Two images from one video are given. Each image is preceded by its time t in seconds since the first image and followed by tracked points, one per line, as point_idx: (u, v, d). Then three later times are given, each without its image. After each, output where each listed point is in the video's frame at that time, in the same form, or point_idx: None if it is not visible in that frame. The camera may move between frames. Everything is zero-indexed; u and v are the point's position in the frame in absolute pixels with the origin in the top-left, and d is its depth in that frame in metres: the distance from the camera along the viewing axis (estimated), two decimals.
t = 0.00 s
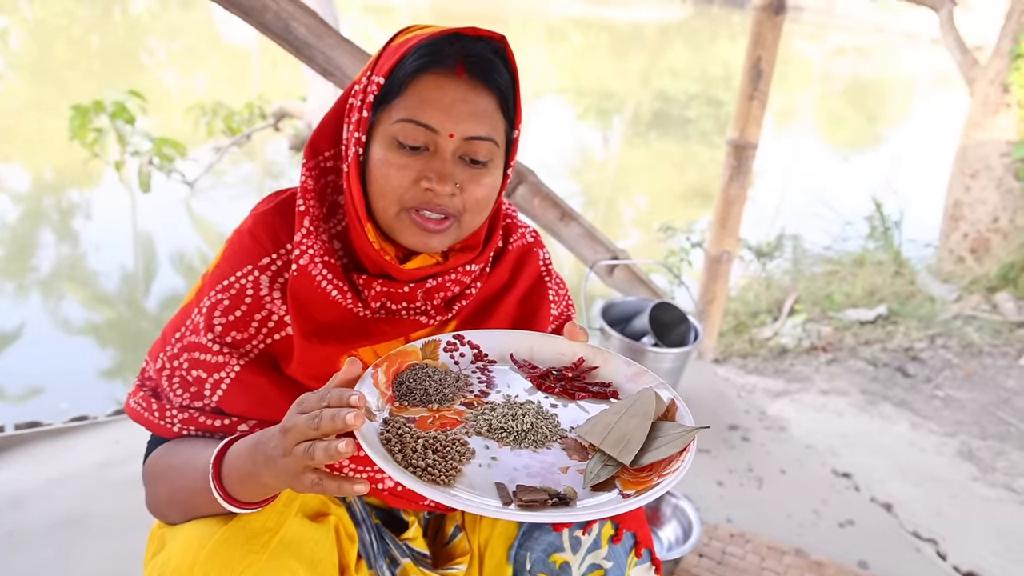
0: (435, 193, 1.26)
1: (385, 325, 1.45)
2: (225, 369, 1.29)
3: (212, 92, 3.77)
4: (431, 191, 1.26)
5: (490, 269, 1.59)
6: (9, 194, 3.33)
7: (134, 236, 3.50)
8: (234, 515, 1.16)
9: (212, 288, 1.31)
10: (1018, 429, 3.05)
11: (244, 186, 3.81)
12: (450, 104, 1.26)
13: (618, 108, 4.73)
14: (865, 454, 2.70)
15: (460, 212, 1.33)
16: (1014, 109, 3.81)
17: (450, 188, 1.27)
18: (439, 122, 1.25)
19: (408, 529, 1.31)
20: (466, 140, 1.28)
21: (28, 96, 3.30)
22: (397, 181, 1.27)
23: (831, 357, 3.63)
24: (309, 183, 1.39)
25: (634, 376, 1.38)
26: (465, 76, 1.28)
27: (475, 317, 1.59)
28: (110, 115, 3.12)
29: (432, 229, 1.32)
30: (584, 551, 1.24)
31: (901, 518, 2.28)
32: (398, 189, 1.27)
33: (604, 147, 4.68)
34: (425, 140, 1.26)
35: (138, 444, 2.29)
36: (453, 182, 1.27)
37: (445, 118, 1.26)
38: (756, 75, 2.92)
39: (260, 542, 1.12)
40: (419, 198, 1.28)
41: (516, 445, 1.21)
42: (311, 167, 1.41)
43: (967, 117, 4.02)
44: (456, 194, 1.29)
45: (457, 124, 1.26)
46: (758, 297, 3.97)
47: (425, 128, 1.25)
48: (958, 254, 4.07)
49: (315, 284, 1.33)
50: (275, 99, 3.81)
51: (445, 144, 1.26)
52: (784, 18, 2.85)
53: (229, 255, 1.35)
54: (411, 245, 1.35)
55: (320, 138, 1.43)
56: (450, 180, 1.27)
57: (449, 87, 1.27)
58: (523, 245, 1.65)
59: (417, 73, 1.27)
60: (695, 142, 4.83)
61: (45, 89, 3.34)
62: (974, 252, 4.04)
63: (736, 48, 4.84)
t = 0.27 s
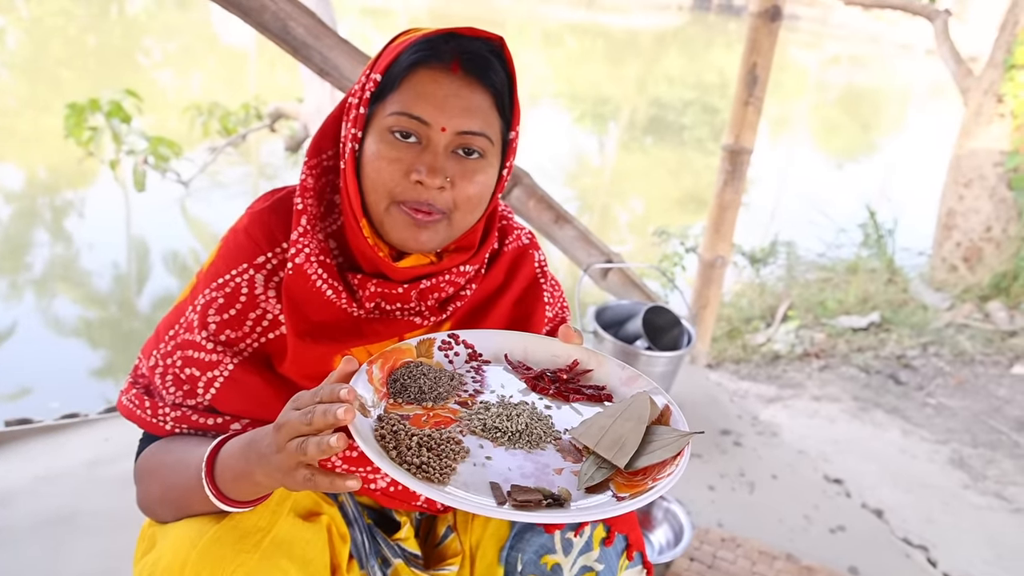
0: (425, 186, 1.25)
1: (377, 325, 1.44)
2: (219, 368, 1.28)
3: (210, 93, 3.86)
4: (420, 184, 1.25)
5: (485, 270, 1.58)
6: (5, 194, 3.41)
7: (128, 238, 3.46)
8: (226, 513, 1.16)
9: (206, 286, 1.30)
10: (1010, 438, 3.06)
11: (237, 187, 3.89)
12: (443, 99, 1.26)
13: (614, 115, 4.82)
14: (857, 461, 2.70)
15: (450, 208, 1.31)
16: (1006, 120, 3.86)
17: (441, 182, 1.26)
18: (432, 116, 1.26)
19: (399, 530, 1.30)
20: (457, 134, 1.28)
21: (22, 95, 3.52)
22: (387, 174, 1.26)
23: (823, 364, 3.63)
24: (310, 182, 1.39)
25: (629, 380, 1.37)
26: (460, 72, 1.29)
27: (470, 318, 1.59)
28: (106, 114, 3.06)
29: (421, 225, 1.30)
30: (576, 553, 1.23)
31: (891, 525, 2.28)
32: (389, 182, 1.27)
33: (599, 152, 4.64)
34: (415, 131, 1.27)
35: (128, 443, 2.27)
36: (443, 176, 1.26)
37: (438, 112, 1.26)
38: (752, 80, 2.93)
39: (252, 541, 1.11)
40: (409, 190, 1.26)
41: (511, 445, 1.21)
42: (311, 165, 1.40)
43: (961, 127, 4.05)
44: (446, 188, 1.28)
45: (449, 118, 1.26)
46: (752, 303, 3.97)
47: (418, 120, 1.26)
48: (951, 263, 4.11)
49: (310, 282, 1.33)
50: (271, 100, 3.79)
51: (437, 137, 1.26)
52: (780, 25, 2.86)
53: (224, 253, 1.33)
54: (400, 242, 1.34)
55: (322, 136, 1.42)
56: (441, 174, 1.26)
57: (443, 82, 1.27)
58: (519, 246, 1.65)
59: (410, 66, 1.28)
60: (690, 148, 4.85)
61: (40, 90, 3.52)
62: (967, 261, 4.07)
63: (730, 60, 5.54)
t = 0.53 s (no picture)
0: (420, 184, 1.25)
1: (373, 323, 1.44)
2: (213, 363, 1.27)
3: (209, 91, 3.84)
4: (415, 182, 1.25)
5: (482, 269, 1.58)
6: None
7: (124, 235, 3.46)
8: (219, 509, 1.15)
9: (202, 282, 1.30)
10: (1003, 444, 3.07)
11: (235, 187, 3.89)
12: (438, 98, 1.26)
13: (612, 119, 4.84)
14: (851, 466, 2.70)
15: (445, 206, 1.31)
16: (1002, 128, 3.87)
17: (435, 180, 1.26)
18: (426, 115, 1.25)
19: (392, 527, 1.29)
20: (453, 134, 1.27)
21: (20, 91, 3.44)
22: (382, 172, 1.26)
23: (819, 369, 3.63)
24: (308, 179, 1.38)
25: (623, 379, 1.36)
26: (456, 71, 1.28)
27: (465, 316, 1.58)
28: (103, 111, 3.07)
29: (414, 223, 1.30)
30: (568, 553, 1.23)
31: (885, 530, 2.28)
32: (384, 180, 1.26)
33: (596, 156, 4.66)
34: (408, 129, 1.26)
35: (123, 439, 2.26)
36: (437, 174, 1.26)
37: (433, 111, 1.25)
38: (750, 85, 2.93)
39: (246, 536, 1.10)
40: (404, 188, 1.26)
41: (504, 442, 1.21)
42: (308, 162, 1.40)
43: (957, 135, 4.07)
44: (441, 186, 1.28)
45: (444, 117, 1.26)
46: (748, 308, 3.98)
47: (412, 119, 1.25)
48: (946, 270, 4.12)
49: (305, 280, 1.32)
50: (269, 99, 3.79)
51: (432, 137, 1.26)
52: (779, 29, 2.87)
53: (221, 249, 1.33)
54: (394, 240, 1.33)
55: (321, 132, 1.41)
56: (435, 172, 1.26)
57: (438, 81, 1.26)
58: (516, 246, 1.64)
59: (405, 66, 1.27)
60: (688, 153, 4.85)
61: (39, 86, 3.44)
62: (962, 268, 4.09)
63: (729, 65, 5.46)
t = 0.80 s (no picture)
0: (419, 181, 1.24)
1: (370, 322, 1.43)
2: (209, 362, 1.27)
3: (206, 90, 3.83)
4: (414, 180, 1.24)
5: (478, 269, 1.57)
6: None
7: (121, 234, 3.46)
8: (213, 510, 1.15)
9: (198, 280, 1.29)
10: (998, 448, 3.07)
11: (231, 185, 3.89)
12: (438, 96, 1.25)
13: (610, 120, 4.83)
14: (847, 468, 2.70)
15: (443, 205, 1.30)
16: (1000, 132, 3.88)
17: (434, 177, 1.25)
18: (426, 112, 1.25)
19: (388, 528, 1.29)
20: (452, 131, 1.27)
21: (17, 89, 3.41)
22: (381, 170, 1.25)
23: (815, 371, 3.63)
24: (304, 176, 1.38)
25: (625, 383, 1.36)
26: (456, 68, 1.28)
27: (462, 317, 1.58)
28: (101, 109, 3.04)
29: (413, 221, 1.30)
30: (564, 554, 1.22)
31: (880, 532, 2.28)
32: (383, 177, 1.26)
33: (593, 157, 4.62)
34: (409, 127, 1.26)
35: (119, 437, 2.25)
36: (436, 172, 1.25)
37: (433, 109, 1.25)
38: (748, 87, 2.93)
39: (242, 536, 1.10)
40: (403, 186, 1.26)
41: (506, 451, 1.20)
42: (305, 160, 1.39)
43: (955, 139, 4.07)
44: (440, 184, 1.27)
45: (444, 115, 1.25)
46: (744, 310, 3.99)
47: (412, 115, 1.25)
48: (942, 273, 4.12)
49: (301, 278, 1.31)
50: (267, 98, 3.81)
51: (432, 133, 1.25)
52: (777, 32, 2.87)
53: (217, 248, 1.32)
54: (393, 239, 1.33)
55: (318, 131, 1.41)
56: (435, 170, 1.25)
57: (439, 79, 1.26)
58: (512, 246, 1.64)
59: (406, 63, 1.27)
60: (684, 154, 4.87)
61: (36, 85, 3.41)
62: (959, 272, 4.09)
63: (727, 67, 5.58)
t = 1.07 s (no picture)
0: (425, 191, 1.24)
1: (377, 321, 1.42)
2: (213, 353, 1.26)
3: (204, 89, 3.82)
4: (421, 190, 1.24)
5: (484, 267, 1.57)
6: None
7: (119, 231, 3.47)
8: (212, 507, 1.14)
9: (203, 272, 1.29)
10: (996, 449, 3.07)
11: (229, 184, 3.86)
12: (444, 105, 1.25)
13: (608, 119, 4.80)
14: (845, 469, 2.70)
15: (450, 214, 1.30)
16: (999, 134, 3.87)
17: (440, 188, 1.25)
18: (432, 122, 1.24)
19: (387, 526, 1.27)
20: (458, 140, 1.27)
21: (15, 86, 3.35)
22: (388, 179, 1.25)
23: (812, 372, 3.64)
24: (309, 172, 1.38)
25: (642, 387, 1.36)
26: (461, 77, 1.27)
27: (468, 316, 1.57)
28: (100, 106, 3.02)
29: (421, 230, 1.30)
30: (566, 554, 1.21)
31: (878, 533, 2.28)
32: (389, 187, 1.25)
33: (591, 157, 4.64)
34: (414, 138, 1.25)
35: (116, 434, 2.24)
36: (443, 183, 1.25)
37: (439, 118, 1.24)
38: (747, 87, 2.92)
39: (240, 535, 1.09)
40: (410, 196, 1.25)
41: (527, 454, 1.20)
42: (309, 158, 1.39)
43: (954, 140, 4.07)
44: (446, 195, 1.27)
45: (450, 124, 1.25)
46: (742, 310, 4.01)
47: (417, 125, 1.24)
48: (941, 274, 4.12)
49: (310, 274, 1.32)
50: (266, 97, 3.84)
51: (438, 143, 1.25)
52: (777, 32, 2.87)
53: (223, 241, 1.32)
54: (400, 245, 1.33)
55: (319, 130, 1.41)
56: (441, 180, 1.25)
57: (444, 87, 1.25)
58: (517, 245, 1.63)
59: (410, 71, 1.26)
60: (682, 155, 4.90)
61: (34, 82, 3.35)
62: (956, 273, 4.09)
63: (726, 68, 5.42)
